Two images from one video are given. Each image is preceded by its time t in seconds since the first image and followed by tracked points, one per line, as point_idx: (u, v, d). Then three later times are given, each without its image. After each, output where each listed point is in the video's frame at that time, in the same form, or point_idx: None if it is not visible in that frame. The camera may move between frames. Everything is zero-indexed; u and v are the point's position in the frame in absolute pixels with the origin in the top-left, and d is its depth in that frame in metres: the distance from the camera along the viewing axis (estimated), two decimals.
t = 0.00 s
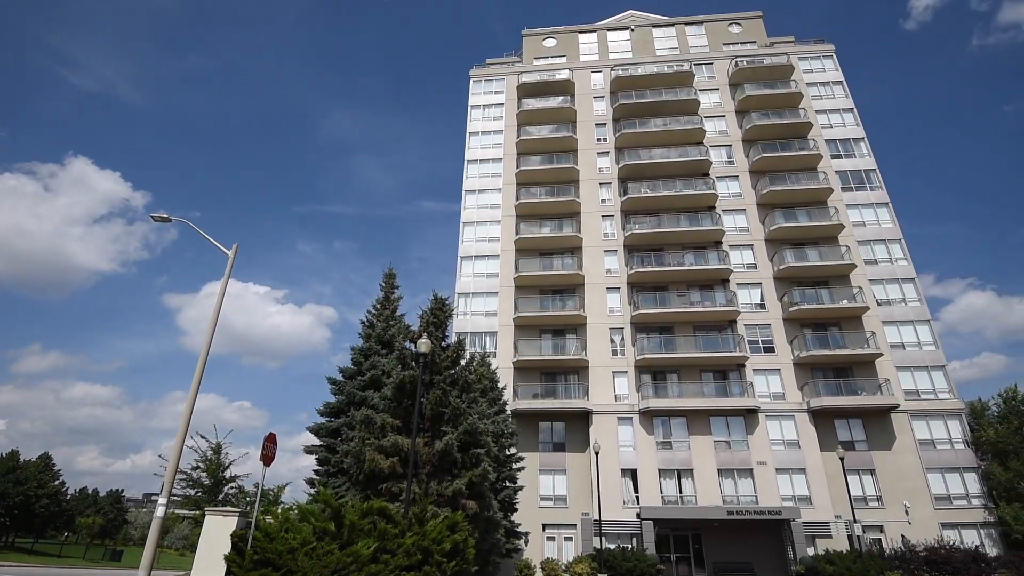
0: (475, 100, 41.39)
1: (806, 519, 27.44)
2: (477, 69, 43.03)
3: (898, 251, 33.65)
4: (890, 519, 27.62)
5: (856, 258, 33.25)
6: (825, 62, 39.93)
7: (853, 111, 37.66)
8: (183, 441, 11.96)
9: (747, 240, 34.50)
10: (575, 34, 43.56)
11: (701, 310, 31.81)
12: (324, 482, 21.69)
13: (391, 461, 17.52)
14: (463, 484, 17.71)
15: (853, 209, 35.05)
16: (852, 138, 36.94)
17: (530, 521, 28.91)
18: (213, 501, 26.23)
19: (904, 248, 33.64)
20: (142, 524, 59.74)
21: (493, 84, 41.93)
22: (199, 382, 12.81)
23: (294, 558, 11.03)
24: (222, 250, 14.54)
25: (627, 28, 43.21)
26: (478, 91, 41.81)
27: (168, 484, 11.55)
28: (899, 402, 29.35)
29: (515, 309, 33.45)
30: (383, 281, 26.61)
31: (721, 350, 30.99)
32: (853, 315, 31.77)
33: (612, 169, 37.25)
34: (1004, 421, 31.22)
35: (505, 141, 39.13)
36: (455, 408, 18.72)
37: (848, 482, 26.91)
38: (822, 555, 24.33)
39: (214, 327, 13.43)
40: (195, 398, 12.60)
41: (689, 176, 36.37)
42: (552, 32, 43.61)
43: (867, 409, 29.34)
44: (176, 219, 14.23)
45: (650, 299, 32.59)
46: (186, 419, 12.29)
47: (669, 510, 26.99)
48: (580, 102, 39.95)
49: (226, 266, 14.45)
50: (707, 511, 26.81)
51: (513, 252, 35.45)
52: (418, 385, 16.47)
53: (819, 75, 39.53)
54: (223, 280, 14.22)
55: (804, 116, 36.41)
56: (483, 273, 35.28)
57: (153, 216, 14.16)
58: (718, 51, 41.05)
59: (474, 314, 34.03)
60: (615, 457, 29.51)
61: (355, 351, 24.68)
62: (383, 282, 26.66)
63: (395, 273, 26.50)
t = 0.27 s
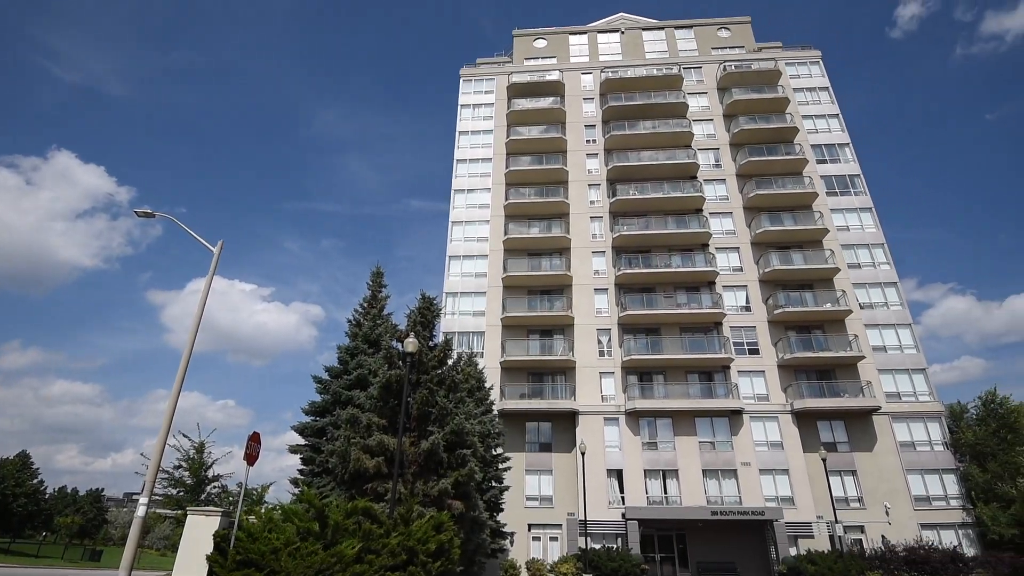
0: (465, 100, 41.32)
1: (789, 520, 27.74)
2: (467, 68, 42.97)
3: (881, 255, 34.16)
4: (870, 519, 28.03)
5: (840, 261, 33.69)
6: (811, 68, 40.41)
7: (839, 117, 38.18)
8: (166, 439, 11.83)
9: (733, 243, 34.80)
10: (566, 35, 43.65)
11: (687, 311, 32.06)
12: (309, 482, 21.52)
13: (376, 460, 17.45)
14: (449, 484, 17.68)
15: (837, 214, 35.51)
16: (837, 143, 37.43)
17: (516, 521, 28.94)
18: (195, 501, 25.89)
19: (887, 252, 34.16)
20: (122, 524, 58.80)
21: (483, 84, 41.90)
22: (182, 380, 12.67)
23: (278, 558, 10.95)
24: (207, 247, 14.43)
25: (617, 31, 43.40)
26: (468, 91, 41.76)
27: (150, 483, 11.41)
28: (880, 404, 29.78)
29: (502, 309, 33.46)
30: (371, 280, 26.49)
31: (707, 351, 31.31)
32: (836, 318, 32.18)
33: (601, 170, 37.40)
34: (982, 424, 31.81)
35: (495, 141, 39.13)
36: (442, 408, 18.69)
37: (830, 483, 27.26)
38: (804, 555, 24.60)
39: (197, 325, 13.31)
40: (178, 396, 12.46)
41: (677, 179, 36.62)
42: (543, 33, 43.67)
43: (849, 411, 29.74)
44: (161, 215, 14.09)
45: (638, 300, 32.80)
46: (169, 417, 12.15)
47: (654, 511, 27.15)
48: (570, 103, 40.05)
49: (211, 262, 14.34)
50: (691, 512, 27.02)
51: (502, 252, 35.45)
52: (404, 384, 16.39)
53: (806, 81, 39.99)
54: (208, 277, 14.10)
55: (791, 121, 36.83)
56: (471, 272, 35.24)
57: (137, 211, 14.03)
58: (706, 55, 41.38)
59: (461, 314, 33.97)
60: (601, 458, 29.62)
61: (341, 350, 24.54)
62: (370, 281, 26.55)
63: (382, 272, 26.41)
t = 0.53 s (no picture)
0: (455, 99, 41.24)
1: (772, 520, 28.04)
2: (457, 67, 42.89)
3: (864, 259, 34.65)
4: (852, 519, 28.41)
5: (824, 265, 34.11)
6: (798, 74, 40.86)
7: (824, 122, 38.66)
8: (148, 437, 11.69)
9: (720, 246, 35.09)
10: (557, 36, 43.73)
11: (674, 313, 32.31)
12: (293, 481, 21.36)
13: (362, 460, 17.38)
14: (435, 484, 17.64)
15: (822, 218, 35.96)
16: (823, 149, 37.90)
17: (502, 521, 28.94)
18: (177, 500, 25.57)
19: (870, 256, 34.65)
20: (102, 524, 57.80)
21: (473, 83, 41.85)
22: (165, 377, 12.53)
23: (261, 558, 10.85)
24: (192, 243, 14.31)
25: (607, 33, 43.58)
26: (458, 90, 41.68)
27: (131, 482, 11.26)
28: (862, 406, 30.20)
29: (490, 309, 33.44)
30: (358, 279, 26.34)
31: (692, 353, 31.61)
32: (820, 321, 32.56)
33: (590, 172, 37.53)
34: (961, 425, 32.38)
35: (484, 141, 39.10)
36: (428, 407, 18.65)
37: (812, 484, 27.60)
38: (786, 555, 24.86)
39: (181, 322, 13.19)
40: (160, 394, 12.32)
41: (665, 181, 36.86)
42: (533, 34, 43.72)
43: (831, 413, 30.12)
44: (145, 210, 13.96)
45: (625, 302, 33.01)
46: (151, 415, 12.01)
47: (639, 511, 27.31)
48: (560, 104, 40.15)
49: (196, 259, 14.22)
50: (676, 512, 27.21)
51: (491, 252, 35.44)
52: (391, 384, 16.30)
53: (793, 87, 40.44)
54: (192, 274, 13.98)
55: (777, 125, 37.22)
56: (459, 272, 35.19)
57: (121, 207, 13.89)
58: (695, 59, 41.70)
59: (449, 314, 33.90)
60: (587, 458, 29.73)
61: (327, 348, 24.37)
62: (357, 279, 26.40)
63: (369, 270, 26.28)
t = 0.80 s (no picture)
0: (446, 98, 41.15)
1: (756, 520, 28.32)
2: (448, 66, 42.78)
3: (849, 263, 35.10)
4: (835, 520, 28.75)
5: (810, 268, 34.49)
6: (786, 79, 41.27)
7: (811, 127, 39.11)
8: (130, 436, 11.57)
9: (707, 248, 35.36)
10: (548, 37, 43.79)
11: (661, 314, 32.55)
12: (278, 481, 21.21)
13: (348, 460, 17.31)
14: (422, 484, 17.61)
15: (808, 222, 36.36)
16: (809, 153, 38.34)
17: (489, 521, 28.95)
18: (159, 500, 25.26)
19: (855, 260, 35.10)
20: (82, 523, 56.89)
21: (464, 82, 41.79)
22: (148, 376, 12.39)
23: (244, 559, 10.78)
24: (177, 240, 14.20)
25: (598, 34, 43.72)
26: (449, 89, 41.60)
27: (112, 481, 11.12)
28: (845, 408, 30.59)
29: (478, 309, 33.42)
30: (346, 277, 26.19)
31: (679, 354, 31.79)
32: (805, 323, 32.87)
33: (580, 173, 37.63)
34: (942, 427, 32.89)
35: (474, 140, 39.06)
36: (415, 407, 18.60)
37: (795, 484, 27.90)
38: (770, 554, 25.10)
39: (165, 320, 13.09)
40: (144, 392, 12.19)
41: (654, 183, 37.07)
42: (525, 34, 43.74)
43: (815, 415, 30.47)
44: (129, 206, 13.84)
45: (613, 302, 33.18)
46: (134, 414, 11.88)
47: (625, 511, 27.46)
48: (551, 105, 40.21)
49: (181, 255, 14.13)
50: (662, 512, 27.39)
51: (480, 251, 35.42)
52: (378, 382, 16.19)
53: (781, 91, 40.84)
54: (177, 271, 13.88)
55: (765, 129, 37.58)
56: (448, 271, 35.14)
57: (105, 202, 13.76)
58: (685, 62, 41.98)
59: (437, 313, 33.83)
60: (574, 458, 29.81)
61: (314, 347, 24.20)
62: (345, 278, 26.26)
63: (357, 269, 26.14)
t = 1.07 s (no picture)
0: (437, 97, 41.06)
1: (742, 520, 28.56)
2: (439, 65, 42.68)
3: (834, 266, 35.51)
4: (819, 520, 29.07)
5: (796, 271, 34.81)
6: (775, 83, 41.66)
7: (799, 132, 39.52)
8: (113, 434, 11.43)
9: (696, 250, 35.60)
10: (539, 37, 43.84)
11: (650, 315, 32.74)
12: (263, 480, 21.06)
13: (335, 460, 17.22)
14: (409, 484, 17.56)
15: (795, 225, 36.73)
16: (797, 157, 38.73)
17: (476, 521, 28.93)
18: (142, 499, 24.95)
19: (840, 264, 35.50)
20: (64, 523, 55.95)
21: (455, 81, 41.72)
22: (131, 373, 12.26)
23: (228, 559, 10.70)
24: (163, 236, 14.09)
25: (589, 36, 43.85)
26: (440, 88, 41.50)
27: (94, 480, 10.98)
28: (830, 409, 30.94)
29: (467, 308, 33.39)
30: (334, 275, 26.04)
31: (667, 355, 31.87)
32: (791, 325, 33.24)
33: (571, 174, 37.73)
34: (924, 429, 33.37)
35: (465, 139, 39.00)
36: (403, 407, 18.53)
37: (780, 485, 28.18)
38: (755, 554, 25.31)
39: (150, 317, 12.97)
40: (127, 390, 12.05)
41: (644, 185, 37.25)
42: (516, 34, 43.75)
43: (801, 416, 30.79)
44: (114, 201, 13.69)
45: (602, 303, 33.31)
46: (117, 412, 11.73)
47: (612, 511, 27.58)
48: (542, 105, 40.26)
49: (167, 252, 14.02)
50: (648, 512, 27.55)
51: (470, 251, 35.38)
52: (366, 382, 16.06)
53: (770, 96, 41.21)
54: (163, 267, 13.77)
55: (754, 133, 37.91)
56: (437, 271, 35.07)
57: (90, 197, 13.61)
58: (675, 65, 42.23)
59: (426, 313, 33.76)
60: (561, 458, 29.90)
61: (301, 346, 24.02)
62: (333, 276, 26.10)
63: (345, 267, 25.99)
